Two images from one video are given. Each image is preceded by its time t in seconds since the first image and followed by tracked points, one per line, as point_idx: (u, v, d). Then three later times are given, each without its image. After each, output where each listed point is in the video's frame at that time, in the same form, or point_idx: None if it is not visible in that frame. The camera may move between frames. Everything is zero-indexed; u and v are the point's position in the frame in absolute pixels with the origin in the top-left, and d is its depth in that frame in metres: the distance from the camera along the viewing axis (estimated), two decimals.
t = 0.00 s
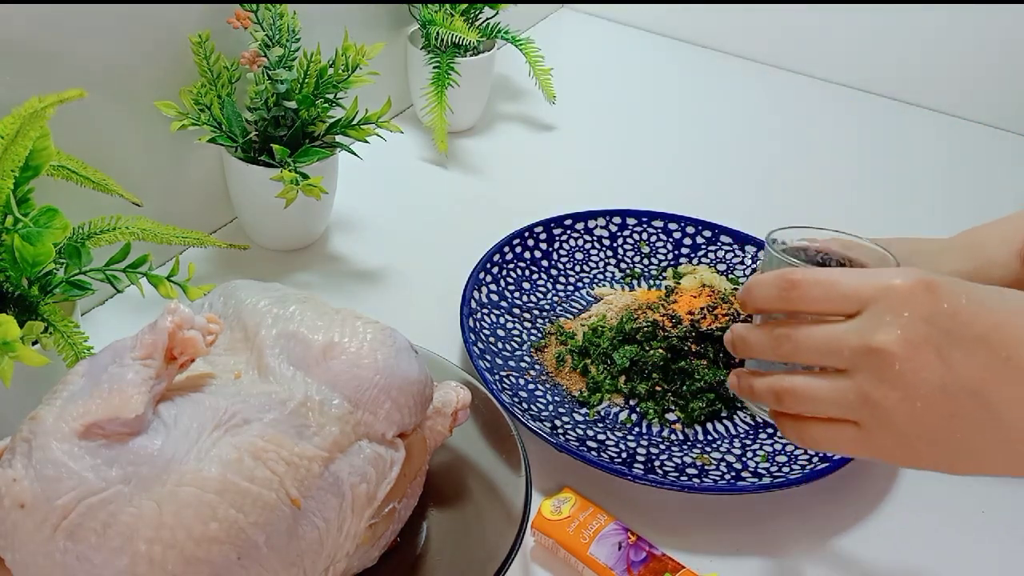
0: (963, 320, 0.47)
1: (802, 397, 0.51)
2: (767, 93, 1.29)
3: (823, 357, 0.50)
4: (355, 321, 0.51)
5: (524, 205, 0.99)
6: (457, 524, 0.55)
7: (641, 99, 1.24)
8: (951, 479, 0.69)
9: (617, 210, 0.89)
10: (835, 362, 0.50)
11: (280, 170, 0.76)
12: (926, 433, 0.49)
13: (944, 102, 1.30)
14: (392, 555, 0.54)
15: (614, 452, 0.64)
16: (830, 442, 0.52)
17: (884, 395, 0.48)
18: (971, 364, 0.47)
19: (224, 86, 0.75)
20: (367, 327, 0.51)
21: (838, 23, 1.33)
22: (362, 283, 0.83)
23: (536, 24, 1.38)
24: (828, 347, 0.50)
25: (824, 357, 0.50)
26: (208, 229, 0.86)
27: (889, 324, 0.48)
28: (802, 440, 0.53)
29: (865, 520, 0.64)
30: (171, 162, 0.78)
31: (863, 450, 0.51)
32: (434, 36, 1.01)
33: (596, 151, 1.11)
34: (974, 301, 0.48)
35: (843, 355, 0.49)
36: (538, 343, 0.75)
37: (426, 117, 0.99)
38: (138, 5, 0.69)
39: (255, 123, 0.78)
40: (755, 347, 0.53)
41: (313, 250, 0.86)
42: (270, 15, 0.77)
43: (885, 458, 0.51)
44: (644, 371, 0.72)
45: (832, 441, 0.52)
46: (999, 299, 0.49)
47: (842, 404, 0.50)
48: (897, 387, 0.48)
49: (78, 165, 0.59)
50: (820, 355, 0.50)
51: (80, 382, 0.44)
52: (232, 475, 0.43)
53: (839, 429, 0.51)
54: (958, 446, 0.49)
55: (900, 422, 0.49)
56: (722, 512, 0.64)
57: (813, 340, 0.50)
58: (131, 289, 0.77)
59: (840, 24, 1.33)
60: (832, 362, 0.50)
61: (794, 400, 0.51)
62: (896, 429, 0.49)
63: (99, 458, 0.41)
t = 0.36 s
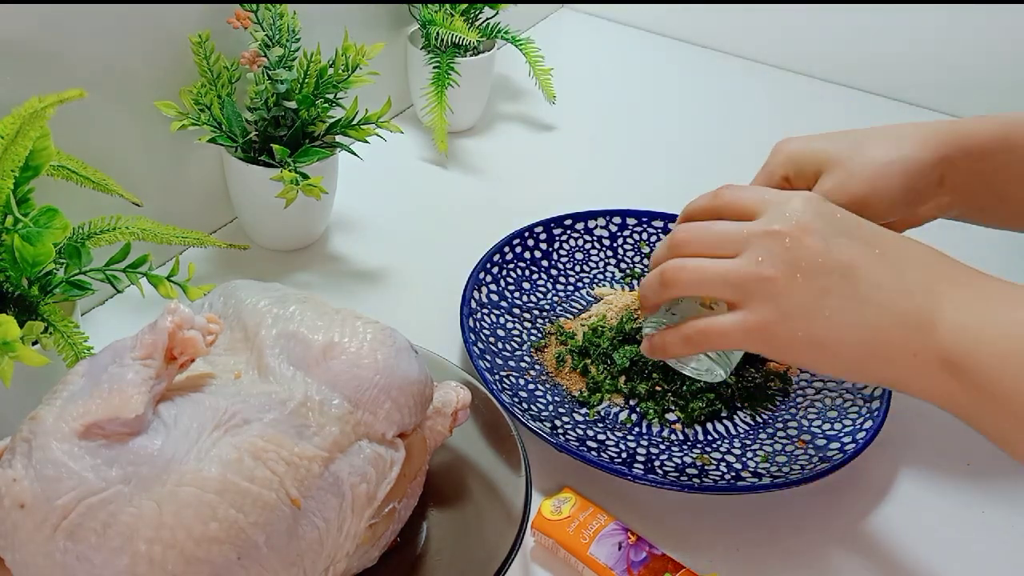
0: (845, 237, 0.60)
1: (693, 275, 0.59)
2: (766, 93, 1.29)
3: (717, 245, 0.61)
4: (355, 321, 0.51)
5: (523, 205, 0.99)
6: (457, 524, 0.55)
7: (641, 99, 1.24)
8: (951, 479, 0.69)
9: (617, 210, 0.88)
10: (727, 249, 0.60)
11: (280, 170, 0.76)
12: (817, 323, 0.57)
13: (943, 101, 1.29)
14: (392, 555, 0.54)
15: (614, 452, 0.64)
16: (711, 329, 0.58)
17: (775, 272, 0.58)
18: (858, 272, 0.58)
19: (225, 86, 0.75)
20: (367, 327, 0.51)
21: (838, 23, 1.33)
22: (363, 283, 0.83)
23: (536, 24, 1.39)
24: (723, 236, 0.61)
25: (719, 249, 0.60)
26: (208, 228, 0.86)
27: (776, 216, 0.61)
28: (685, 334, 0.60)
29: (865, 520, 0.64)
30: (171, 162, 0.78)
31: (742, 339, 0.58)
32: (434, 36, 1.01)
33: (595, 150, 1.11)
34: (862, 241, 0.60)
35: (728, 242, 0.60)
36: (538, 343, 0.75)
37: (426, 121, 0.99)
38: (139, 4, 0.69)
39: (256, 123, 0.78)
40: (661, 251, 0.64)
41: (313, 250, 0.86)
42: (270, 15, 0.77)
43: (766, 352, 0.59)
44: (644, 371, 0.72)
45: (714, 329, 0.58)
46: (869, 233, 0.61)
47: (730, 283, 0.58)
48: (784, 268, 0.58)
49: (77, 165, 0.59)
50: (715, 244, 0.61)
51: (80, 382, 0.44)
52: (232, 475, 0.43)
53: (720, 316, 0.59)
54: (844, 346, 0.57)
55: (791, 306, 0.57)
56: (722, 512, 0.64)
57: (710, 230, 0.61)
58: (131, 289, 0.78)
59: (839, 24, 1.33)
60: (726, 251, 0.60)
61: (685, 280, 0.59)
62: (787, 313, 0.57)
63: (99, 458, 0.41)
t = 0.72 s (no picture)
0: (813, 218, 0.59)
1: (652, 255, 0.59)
2: (766, 93, 1.29)
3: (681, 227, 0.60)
4: (355, 321, 0.51)
5: (523, 205, 0.99)
6: (457, 524, 0.55)
7: (641, 99, 1.24)
8: (951, 479, 0.69)
9: (617, 210, 0.89)
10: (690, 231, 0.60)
11: (280, 170, 0.76)
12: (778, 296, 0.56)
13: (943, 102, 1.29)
14: (392, 555, 0.54)
15: (614, 452, 0.64)
16: (675, 309, 0.57)
17: (736, 247, 0.58)
18: (822, 248, 0.57)
19: (225, 86, 0.75)
20: (367, 327, 0.51)
21: (838, 24, 1.33)
22: (363, 283, 0.83)
23: (537, 24, 1.39)
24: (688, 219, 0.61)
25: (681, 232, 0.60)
26: (208, 229, 0.86)
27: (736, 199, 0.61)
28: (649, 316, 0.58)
29: (865, 520, 0.64)
30: (170, 162, 0.78)
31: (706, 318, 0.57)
32: (434, 36, 1.01)
33: (595, 150, 1.11)
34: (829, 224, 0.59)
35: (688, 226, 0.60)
36: (538, 343, 0.75)
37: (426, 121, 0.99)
38: (139, 4, 0.69)
39: (255, 123, 0.78)
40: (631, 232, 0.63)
41: (313, 250, 0.86)
42: (270, 15, 0.77)
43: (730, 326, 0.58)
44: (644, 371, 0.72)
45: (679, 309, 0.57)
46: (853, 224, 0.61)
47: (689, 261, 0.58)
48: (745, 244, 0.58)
49: (77, 165, 0.59)
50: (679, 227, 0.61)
51: (80, 382, 0.44)
52: (232, 475, 0.43)
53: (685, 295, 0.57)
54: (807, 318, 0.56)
55: (752, 280, 0.57)
56: (722, 512, 0.64)
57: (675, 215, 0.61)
58: (131, 289, 0.78)
59: (839, 24, 1.33)
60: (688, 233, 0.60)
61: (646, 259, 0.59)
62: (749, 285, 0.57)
63: (99, 458, 0.41)
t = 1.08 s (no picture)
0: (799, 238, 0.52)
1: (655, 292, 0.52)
2: (766, 93, 1.29)
3: (696, 248, 0.53)
4: (355, 321, 0.51)
5: (523, 205, 0.99)
6: (457, 524, 0.55)
7: (641, 99, 1.24)
8: (951, 479, 0.69)
9: (617, 210, 0.89)
10: (697, 257, 0.53)
11: (280, 170, 0.76)
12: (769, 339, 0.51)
13: (943, 102, 1.30)
14: (392, 555, 0.54)
15: (614, 452, 0.64)
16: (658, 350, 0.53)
17: (733, 292, 0.51)
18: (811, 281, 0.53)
19: (225, 86, 0.75)
20: (367, 327, 0.51)
21: (838, 24, 1.33)
22: (363, 283, 0.83)
23: (537, 24, 1.39)
24: (707, 239, 0.53)
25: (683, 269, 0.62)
26: (208, 228, 0.86)
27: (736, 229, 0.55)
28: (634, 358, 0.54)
29: (865, 520, 0.64)
30: (170, 162, 0.78)
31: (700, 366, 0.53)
32: (434, 36, 1.01)
33: (595, 150, 1.11)
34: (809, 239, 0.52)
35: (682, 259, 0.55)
36: (538, 343, 0.75)
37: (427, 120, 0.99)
38: (139, 4, 0.69)
39: (255, 123, 0.78)
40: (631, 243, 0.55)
41: (313, 250, 0.86)
42: (270, 15, 0.77)
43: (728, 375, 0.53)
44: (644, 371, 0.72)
45: (672, 354, 0.53)
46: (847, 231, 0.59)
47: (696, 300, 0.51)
48: (745, 285, 0.51)
49: (77, 165, 0.59)
50: (690, 247, 0.53)
51: (80, 382, 0.44)
52: (232, 475, 0.43)
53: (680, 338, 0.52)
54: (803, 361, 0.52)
55: (748, 324, 0.51)
56: (722, 512, 0.64)
57: (694, 233, 0.53)
58: (131, 289, 0.78)
59: (840, 24, 1.33)
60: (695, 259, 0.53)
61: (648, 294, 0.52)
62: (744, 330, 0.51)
63: (99, 458, 0.41)
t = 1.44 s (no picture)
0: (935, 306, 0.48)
1: (779, 369, 0.51)
2: (766, 93, 1.29)
3: (817, 318, 0.49)
4: (355, 321, 0.51)
5: (523, 205, 0.99)
6: (457, 524, 0.55)
7: (641, 100, 1.24)
8: (951, 479, 0.69)
9: (617, 210, 0.89)
10: (822, 325, 0.50)
11: (280, 170, 0.76)
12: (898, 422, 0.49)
13: (943, 102, 1.30)
14: (392, 555, 0.54)
15: (614, 452, 0.64)
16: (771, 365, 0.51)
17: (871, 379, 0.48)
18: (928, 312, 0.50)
19: (225, 86, 0.75)
20: (367, 327, 0.51)
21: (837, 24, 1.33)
22: (363, 283, 0.83)
23: (537, 24, 1.39)
24: (829, 310, 0.49)
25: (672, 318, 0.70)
26: (208, 228, 0.86)
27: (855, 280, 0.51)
28: (766, 421, 0.55)
29: (865, 520, 0.64)
30: (170, 162, 0.78)
31: (838, 437, 0.52)
32: (434, 36, 1.01)
33: (595, 150, 1.11)
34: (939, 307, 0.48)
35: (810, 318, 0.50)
36: (538, 343, 0.75)
37: (426, 120, 0.99)
38: (139, 5, 0.69)
39: (255, 123, 0.78)
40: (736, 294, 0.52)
41: (313, 250, 0.86)
42: (270, 15, 0.78)
43: (877, 456, 0.51)
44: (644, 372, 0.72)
45: (807, 426, 0.53)
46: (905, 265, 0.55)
47: (826, 382, 0.50)
48: (884, 372, 0.48)
49: (77, 165, 0.59)
50: (810, 316, 0.50)
51: (80, 382, 0.44)
52: (231, 475, 0.43)
53: (812, 411, 0.52)
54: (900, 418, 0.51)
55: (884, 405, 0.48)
56: (721, 512, 0.64)
57: (811, 301, 0.49)
58: (131, 289, 0.78)
59: (840, 24, 1.33)
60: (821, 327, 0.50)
61: (770, 370, 0.51)
62: (889, 420, 0.49)
63: (99, 458, 0.41)
